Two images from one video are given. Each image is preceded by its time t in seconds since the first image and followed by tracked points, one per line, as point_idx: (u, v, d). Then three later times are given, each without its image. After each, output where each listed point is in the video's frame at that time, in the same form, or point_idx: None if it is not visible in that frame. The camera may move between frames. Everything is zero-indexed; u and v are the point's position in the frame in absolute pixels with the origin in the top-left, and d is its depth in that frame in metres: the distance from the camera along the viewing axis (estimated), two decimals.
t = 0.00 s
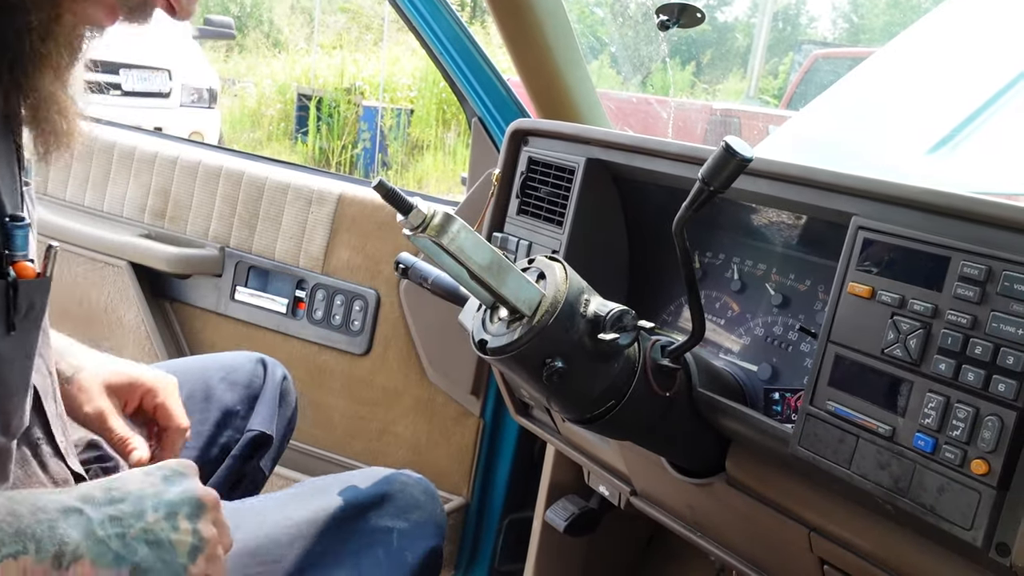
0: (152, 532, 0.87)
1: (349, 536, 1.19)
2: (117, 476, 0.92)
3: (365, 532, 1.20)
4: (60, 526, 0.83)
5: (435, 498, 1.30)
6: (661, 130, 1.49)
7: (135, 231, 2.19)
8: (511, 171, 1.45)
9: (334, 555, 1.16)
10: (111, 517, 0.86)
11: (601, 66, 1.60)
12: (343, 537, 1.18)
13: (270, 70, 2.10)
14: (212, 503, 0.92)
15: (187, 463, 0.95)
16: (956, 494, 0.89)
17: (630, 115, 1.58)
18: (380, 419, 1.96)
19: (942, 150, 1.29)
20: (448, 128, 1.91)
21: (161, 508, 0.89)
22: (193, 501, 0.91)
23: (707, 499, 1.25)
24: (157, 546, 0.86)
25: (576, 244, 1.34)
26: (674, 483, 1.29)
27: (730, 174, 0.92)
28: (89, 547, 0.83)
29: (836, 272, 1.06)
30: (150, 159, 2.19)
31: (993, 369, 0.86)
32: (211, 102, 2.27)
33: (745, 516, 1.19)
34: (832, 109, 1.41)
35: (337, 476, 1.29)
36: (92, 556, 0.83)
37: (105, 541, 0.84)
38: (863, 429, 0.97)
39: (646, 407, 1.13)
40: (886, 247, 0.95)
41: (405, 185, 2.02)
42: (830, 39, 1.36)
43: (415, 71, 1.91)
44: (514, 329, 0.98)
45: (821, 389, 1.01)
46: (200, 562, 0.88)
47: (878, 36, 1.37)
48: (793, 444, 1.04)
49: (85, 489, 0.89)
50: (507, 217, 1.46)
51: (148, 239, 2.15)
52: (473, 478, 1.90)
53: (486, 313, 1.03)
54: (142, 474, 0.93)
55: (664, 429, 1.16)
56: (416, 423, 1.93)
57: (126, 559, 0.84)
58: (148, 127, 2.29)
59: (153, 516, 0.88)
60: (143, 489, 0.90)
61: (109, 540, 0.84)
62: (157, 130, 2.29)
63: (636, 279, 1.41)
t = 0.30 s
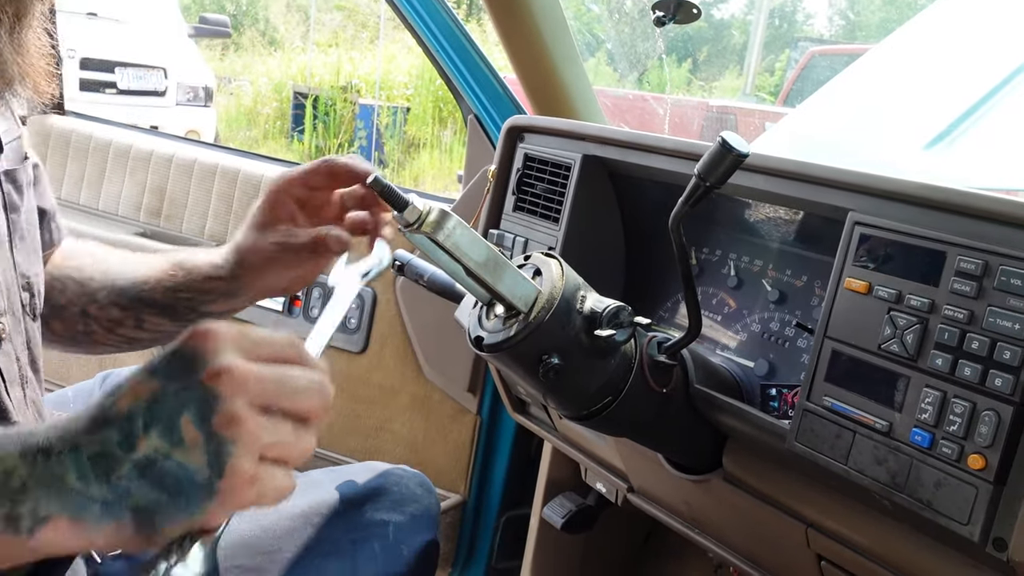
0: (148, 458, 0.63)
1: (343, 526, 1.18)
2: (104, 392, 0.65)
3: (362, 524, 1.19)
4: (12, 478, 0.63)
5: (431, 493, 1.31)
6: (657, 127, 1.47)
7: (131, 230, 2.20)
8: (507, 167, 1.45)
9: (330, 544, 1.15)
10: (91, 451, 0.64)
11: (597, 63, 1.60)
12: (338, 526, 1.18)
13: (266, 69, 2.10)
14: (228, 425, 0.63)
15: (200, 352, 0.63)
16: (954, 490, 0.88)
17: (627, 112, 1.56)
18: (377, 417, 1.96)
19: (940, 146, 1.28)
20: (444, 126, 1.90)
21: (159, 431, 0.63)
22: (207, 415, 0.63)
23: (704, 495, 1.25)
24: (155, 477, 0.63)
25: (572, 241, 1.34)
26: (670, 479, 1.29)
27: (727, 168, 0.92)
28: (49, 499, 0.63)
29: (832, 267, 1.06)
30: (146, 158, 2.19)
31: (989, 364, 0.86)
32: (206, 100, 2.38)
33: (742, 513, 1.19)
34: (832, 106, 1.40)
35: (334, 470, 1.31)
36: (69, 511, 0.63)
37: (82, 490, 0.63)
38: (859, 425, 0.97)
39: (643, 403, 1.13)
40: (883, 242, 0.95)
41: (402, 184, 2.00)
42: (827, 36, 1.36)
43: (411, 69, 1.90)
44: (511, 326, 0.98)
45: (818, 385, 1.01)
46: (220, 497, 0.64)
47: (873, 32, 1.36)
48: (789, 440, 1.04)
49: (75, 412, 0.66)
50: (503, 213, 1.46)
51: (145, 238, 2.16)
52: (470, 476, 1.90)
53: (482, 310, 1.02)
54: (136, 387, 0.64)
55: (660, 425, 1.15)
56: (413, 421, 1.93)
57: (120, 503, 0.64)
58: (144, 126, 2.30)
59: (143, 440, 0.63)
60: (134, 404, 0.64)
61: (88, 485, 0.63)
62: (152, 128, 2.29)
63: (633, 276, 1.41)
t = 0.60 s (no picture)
0: (320, 287, 0.75)
1: (342, 535, 1.17)
2: (261, 253, 0.78)
3: (360, 532, 1.18)
4: (206, 334, 0.75)
5: (430, 498, 1.28)
6: (652, 123, 1.48)
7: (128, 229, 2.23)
8: (502, 164, 1.45)
9: (329, 553, 1.15)
10: (266, 296, 0.75)
11: (592, 60, 1.60)
12: (337, 534, 1.17)
13: (263, 67, 2.13)
14: (386, 243, 0.75)
15: (338, 198, 0.77)
16: (949, 482, 0.89)
17: (622, 107, 1.58)
18: (375, 414, 1.96)
19: (934, 140, 1.28)
20: (441, 124, 1.89)
21: (323, 264, 0.75)
22: (361, 239, 0.75)
23: (701, 490, 1.25)
24: (331, 301, 0.74)
25: (567, 237, 1.34)
26: (667, 475, 1.29)
27: (721, 164, 0.92)
28: (240, 343, 0.74)
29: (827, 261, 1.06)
30: (142, 157, 2.23)
31: (984, 357, 0.86)
32: (202, 100, 2.40)
33: (739, 507, 1.20)
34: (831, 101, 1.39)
35: (333, 474, 1.30)
36: (260, 350, 0.74)
37: (267, 330, 0.74)
38: (855, 418, 0.97)
39: (639, 398, 1.13)
40: (878, 236, 0.95)
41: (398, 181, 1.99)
42: (823, 31, 1.39)
43: (407, 67, 1.89)
44: (507, 322, 0.98)
45: (813, 379, 1.01)
46: (398, 302, 0.74)
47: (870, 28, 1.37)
48: (785, 434, 1.04)
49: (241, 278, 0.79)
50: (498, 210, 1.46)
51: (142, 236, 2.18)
52: (468, 473, 1.90)
53: (477, 307, 1.02)
54: (289, 239, 0.77)
55: (656, 421, 1.16)
56: (410, 418, 1.93)
57: (307, 332, 0.74)
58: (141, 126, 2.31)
59: (313, 275, 0.75)
60: (291, 253, 0.76)
61: (271, 325, 0.74)
62: (150, 129, 2.31)
63: (629, 272, 1.40)
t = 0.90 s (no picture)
0: (405, 261, 0.82)
1: (341, 542, 1.18)
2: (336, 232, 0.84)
3: (360, 541, 1.19)
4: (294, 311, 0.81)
5: (431, 508, 1.29)
6: (650, 121, 1.48)
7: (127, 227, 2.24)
8: (499, 162, 1.45)
9: (327, 557, 1.16)
10: (353, 272, 0.82)
11: (591, 58, 1.60)
12: (336, 541, 1.18)
13: (260, 66, 2.09)
14: (462, 216, 0.82)
15: (407, 174, 0.84)
16: (944, 478, 0.89)
17: (621, 105, 1.59)
18: (373, 412, 1.97)
19: (931, 137, 1.31)
20: (438, 122, 1.90)
21: (405, 238, 0.82)
22: (439, 212, 0.82)
23: (698, 487, 1.25)
24: (417, 274, 0.82)
25: (565, 236, 1.35)
26: (665, 471, 1.29)
27: (718, 161, 0.93)
28: (332, 319, 0.80)
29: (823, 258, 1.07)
30: (139, 155, 2.25)
31: (978, 353, 0.87)
32: (200, 98, 2.32)
33: (736, 504, 1.20)
34: (827, 98, 1.42)
35: (333, 481, 1.31)
36: (352, 324, 0.81)
37: (356, 305, 0.81)
38: (851, 415, 0.97)
39: (636, 395, 1.13)
40: (874, 233, 0.95)
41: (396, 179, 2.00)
42: (820, 29, 1.34)
43: (404, 66, 1.90)
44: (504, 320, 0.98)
45: (809, 375, 1.01)
46: (483, 271, 0.83)
47: (867, 27, 1.34)
48: (782, 431, 1.05)
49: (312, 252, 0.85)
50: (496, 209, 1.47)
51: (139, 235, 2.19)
52: (466, 471, 1.90)
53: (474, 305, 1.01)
54: (365, 215, 0.83)
55: (652, 418, 1.16)
56: (409, 416, 1.93)
57: (397, 304, 0.82)
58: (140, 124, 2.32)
59: (394, 249, 0.82)
60: (369, 227, 0.82)
61: (360, 300, 0.81)
62: (149, 127, 2.32)
63: (626, 270, 1.41)
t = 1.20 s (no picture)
0: (369, 295, 0.77)
1: (340, 544, 1.19)
2: (296, 260, 0.79)
3: (359, 545, 1.19)
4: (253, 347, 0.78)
5: (430, 511, 1.30)
6: (646, 118, 1.49)
7: (124, 227, 2.24)
8: (496, 160, 1.46)
9: (326, 559, 1.16)
10: (313, 307, 0.77)
11: (587, 58, 1.61)
12: (335, 543, 1.19)
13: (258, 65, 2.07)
14: (430, 249, 0.77)
15: (375, 199, 0.77)
16: (939, 473, 0.89)
17: (617, 103, 1.58)
18: (371, 410, 1.97)
19: (927, 133, 1.30)
20: (435, 121, 1.92)
21: (370, 271, 0.77)
22: (407, 244, 0.77)
23: (695, 483, 1.26)
24: (382, 310, 0.77)
25: (562, 233, 1.35)
26: (662, 468, 1.30)
27: (714, 158, 0.93)
28: (288, 360, 0.77)
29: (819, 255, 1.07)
30: (136, 154, 2.25)
31: (974, 348, 0.87)
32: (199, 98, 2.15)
33: (733, 499, 1.21)
34: (821, 96, 1.42)
35: (331, 483, 1.31)
36: (310, 363, 0.77)
37: (316, 343, 0.77)
38: (847, 410, 0.98)
39: (633, 392, 1.13)
40: (870, 229, 0.96)
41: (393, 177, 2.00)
42: (816, 27, 1.37)
43: (402, 65, 1.90)
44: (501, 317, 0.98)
45: (806, 371, 1.02)
46: (449, 310, 0.78)
47: (861, 23, 1.38)
48: (778, 427, 1.05)
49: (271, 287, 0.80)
50: (493, 206, 1.47)
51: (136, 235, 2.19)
52: (464, 470, 1.91)
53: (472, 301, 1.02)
54: (327, 244, 0.78)
55: (649, 415, 1.17)
56: (406, 415, 1.93)
57: (358, 343, 0.77)
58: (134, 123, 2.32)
59: (358, 282, 0.77)
60: (332, 258, 0.77)
61: (322, 337, 0.77)
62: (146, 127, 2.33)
63: (623, 267, 1.41)
